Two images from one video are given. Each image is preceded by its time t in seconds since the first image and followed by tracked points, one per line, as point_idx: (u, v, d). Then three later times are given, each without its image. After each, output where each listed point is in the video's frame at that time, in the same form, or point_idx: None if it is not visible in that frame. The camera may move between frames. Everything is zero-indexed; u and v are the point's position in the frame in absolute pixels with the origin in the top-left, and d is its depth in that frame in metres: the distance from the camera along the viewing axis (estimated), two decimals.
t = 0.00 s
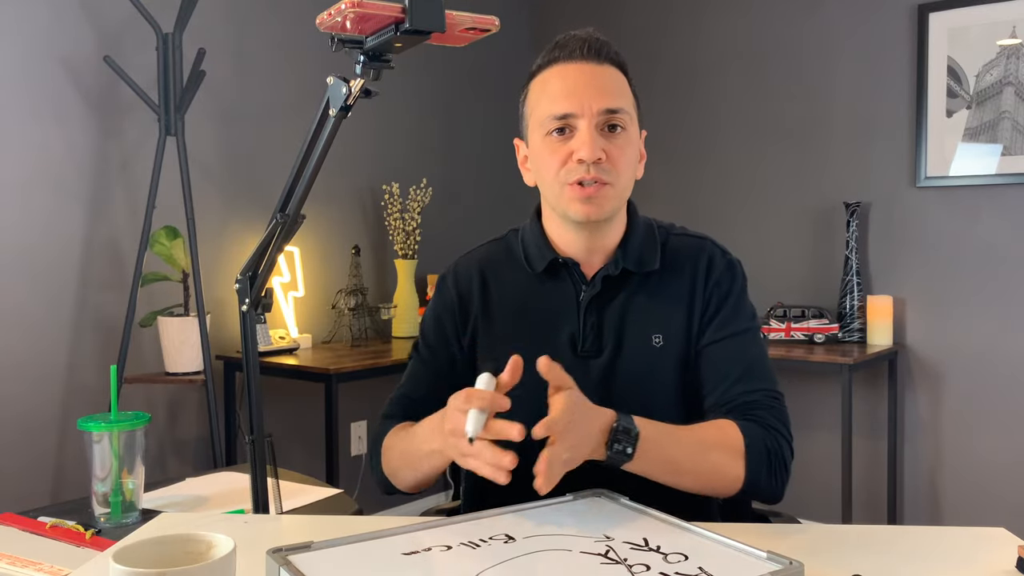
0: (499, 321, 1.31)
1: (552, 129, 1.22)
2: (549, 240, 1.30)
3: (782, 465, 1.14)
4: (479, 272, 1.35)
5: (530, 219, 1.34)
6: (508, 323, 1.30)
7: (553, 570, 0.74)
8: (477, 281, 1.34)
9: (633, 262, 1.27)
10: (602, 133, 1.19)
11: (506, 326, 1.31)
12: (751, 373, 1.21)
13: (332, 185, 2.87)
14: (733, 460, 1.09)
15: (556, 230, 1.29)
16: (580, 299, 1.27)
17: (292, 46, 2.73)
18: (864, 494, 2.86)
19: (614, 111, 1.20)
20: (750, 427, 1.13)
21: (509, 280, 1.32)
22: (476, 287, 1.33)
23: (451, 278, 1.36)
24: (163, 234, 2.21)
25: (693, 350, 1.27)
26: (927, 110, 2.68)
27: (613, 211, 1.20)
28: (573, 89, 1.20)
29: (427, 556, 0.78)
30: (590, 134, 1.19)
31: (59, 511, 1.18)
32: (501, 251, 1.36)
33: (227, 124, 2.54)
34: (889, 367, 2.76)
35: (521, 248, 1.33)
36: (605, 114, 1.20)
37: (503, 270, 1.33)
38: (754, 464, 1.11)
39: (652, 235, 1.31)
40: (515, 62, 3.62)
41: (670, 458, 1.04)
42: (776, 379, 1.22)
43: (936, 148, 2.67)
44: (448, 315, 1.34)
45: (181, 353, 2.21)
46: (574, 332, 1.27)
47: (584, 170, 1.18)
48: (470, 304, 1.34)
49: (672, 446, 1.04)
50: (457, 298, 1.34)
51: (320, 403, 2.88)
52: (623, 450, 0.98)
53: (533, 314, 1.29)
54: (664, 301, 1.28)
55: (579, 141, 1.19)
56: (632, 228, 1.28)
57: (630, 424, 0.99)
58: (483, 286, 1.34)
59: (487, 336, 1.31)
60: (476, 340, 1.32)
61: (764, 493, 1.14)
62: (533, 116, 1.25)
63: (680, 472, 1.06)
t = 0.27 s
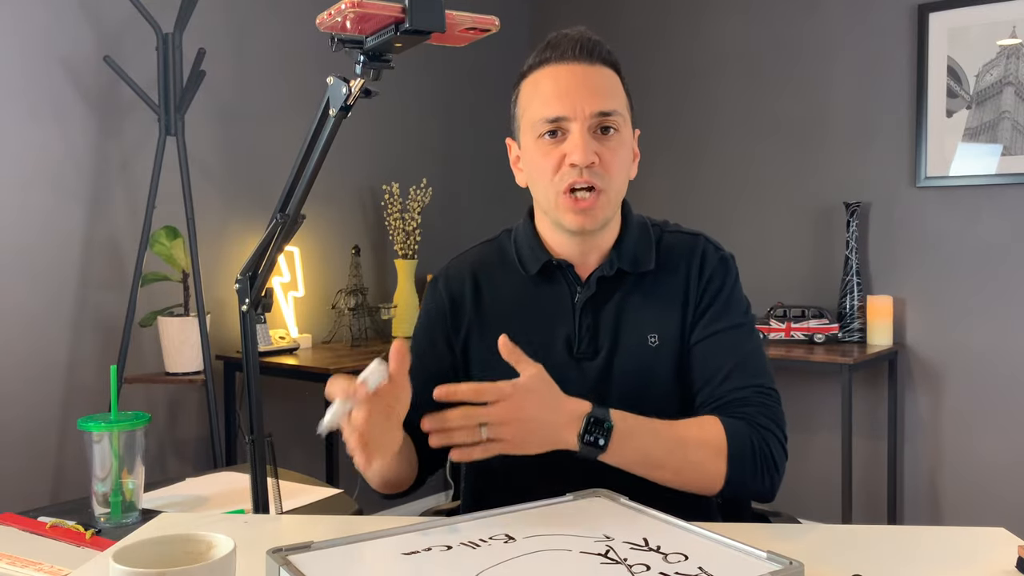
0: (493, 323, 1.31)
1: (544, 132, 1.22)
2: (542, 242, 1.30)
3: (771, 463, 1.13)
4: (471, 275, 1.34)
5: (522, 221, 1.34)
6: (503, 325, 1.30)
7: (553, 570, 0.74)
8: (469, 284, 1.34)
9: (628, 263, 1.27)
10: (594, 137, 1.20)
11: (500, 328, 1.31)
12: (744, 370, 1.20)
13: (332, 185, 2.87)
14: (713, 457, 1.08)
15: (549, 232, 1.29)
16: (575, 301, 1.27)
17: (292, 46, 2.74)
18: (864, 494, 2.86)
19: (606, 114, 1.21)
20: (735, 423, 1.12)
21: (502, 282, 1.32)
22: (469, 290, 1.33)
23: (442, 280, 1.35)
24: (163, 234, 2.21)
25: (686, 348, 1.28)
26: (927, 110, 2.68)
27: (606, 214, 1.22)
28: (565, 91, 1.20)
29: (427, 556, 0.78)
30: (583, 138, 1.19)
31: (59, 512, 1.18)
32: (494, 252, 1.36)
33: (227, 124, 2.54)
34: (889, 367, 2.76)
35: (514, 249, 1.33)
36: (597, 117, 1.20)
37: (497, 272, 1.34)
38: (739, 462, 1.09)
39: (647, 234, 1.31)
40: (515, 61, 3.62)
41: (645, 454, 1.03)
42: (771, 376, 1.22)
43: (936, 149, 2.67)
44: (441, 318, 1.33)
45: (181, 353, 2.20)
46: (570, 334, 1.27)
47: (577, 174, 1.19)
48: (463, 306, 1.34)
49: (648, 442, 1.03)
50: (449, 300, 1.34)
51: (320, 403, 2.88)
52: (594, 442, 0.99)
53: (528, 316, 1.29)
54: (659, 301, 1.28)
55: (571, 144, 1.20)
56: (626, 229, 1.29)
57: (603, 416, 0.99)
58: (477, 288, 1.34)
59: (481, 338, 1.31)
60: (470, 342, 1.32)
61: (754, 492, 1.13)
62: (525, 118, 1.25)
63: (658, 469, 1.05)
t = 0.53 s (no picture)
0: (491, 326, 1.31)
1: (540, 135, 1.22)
2: (540, 244, 1.30)
3: (775, 463, 1.12)
4: (468, 278, 1.35)
5: (519, 222, 1.34)
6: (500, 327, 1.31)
7: (553, 570, 0.74)
8: (466, 286, 1.34)
9: (626, 264, 1.27)
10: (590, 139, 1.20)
11: (497, 330, 1.31)
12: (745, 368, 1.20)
13: (332, 185, 2.87)
14: (715, 462, 1.07)
15: (547, 234, 1.29)
16: (573, 304, 1.27)
17: (292, 46, 2.74)
18: (864, 494, 2.86)
19: (602, 115, 1.20)
20: (737, 423, 1.11)
21: (499, 284, 1.32)
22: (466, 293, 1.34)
23: (439, 283, 1.36)
24: (163, 234, 2.21)
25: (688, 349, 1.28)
26: (927, 110, 2.68)
27: (604, 217, 1.21)
28: (561, 94, 1.20)
29: (427, 556, 0.78)
30: (579, 141, 1.19)
31: (59, 512, 1.18)
32: (491, 254, 1.36)
33: (228, 124, 2.54)
34: (889, 367, 2.76)
35: (510, 250, 1.33)
36: (593, 119, 1.20)
37: (494, 275, 1.34)
38: (741, 463, 1.08)
39: (645, 234, 1.30)
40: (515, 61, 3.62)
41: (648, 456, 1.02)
42: (774, 375, 1.21)
43: (936, 149, 2.66)
44: (438, 321, 1.34)
45: (181, 353, 2.20)
46: (568, 336, 1.27)
47: (573, 177, 1.19)
48: (460, 308, 1.34)
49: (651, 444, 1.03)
50: (445, 303, 1.34)
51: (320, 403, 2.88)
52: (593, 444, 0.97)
53: (525, 318, 1.29)
54: (657, 301, 1.28)
55: (567, 147, 1.19)
56: (624, 230, 1.29)
57: (603, 418, 0.98)
58: (474, 291, 1.34)
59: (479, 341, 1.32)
60: (467, 344, 1.33)
61: (757, 493, 1.12)
62: (521, 120, 1.25)
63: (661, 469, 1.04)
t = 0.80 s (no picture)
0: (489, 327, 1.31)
1: (538, 135, 1.21)
2: (538, 245, 1.31)
3: (773, 468, 1.12)
4: (466, 278, 1.35)
5: (518, 223, 1.34)
6: (498, 328, 1.31)
7: (553, 570, 0.74)
8: (464, 287, 1.34)
9: (624, 265, 1.27)
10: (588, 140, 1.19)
11: (495, 331, 1.31)
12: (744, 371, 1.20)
13: (332, 185, 2.87)
14: (712, 463, 1.07)
15: (545, 234, 1.29)
16: (572, 305, 1.27)
17: (292, 46, 2.74)
18: (864, 493, 2.86)
19: (600, 116, 1.20)
20: (735, 426, 1.11)
21: (498, 285, 1.33)
22: (465, 293, 1.34)
23: (438, 284, 1.37)
24: (163, 233, 2.21)
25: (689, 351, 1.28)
26: (927, 110, 2.68)
27: (601, 218, 1.22)
28: (559, 94, 1.20)
29: (427, 556, 0.78)
30: (576, 142, 1.19)
31: (59, 511, 1.18)
32: (490, 255, 1.37)
33: (228, 124, 2.54)
34: (889, 367, 2.76)
35: (509, 252, 1.33)
36: (591, 120, 1.20)
37: (493, 276, 1.34)
38: (739, 465, 1.09)
39: (644, 235, 1.31)
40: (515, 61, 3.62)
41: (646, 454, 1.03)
42: (774, 379, 1.21)
43: (936, 149, 2.66)
44: (437, 322, 1.34)
45: (181, 353, 2.20)
46: (565, 338, 1.27)
47: (570, 178, 1.19)
48: (459, 309, 1.34)
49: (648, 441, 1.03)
50: (444, 304, 1.35)
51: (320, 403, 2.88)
52: (591, 441, 0.97)
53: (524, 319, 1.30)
54: (655, 303, 1.28)
55: (564, 148, 1.19)
56: (622, 231, 1.29)
57: (602, 414, 0.98)
58: (473, 292, 1.34)
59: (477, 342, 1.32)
60: (465, 345, 1.33)
61: (755, 496, 1.12)
62: (519, 120, 1.25)
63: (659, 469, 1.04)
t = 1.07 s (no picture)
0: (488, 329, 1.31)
1: (534, 147, 1.19)
2: (538, 248, 1.30)
3: (784, 469, 1.13)
4: (466, 280, 1.35)
5: (517, 224, 1.34)
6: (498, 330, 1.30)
7: (553, 570, 0.74)
8: (464, 289, 1.34)
9: (625, 268, 1.27)
10: (584, 154, 1.17)
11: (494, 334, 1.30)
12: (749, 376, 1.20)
13: (332, 185, 2.87)
14: (724, 467, 1.08)
15: (544, 238, 1.28)
16: (572, 308, 1.27)
17: (292, 46, 2.74)
18: (864, 494, 2.86)
19: (598, 129, 1.17)
20: (746, 431, 1.12)
21: (498, 287, 1.32)
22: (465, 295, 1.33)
23: (437, 286, 1.36)
24: (163, 233, 2.21)
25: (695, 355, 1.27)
26: (927, 110, 2.68)
27: (597, 229, 1.21)
28: (556, 107, 1.17)
29: (427, 556, 0.78)
30: (572, 156, 1.17)
31: (59, 512, 1.18)
32: (489, 256, 1.36)
33: (228, 124, 2.54)
34: (889, 367, 2.76)
35: (509, 253, 1.33)
36: (588, 133, 1.17)
37: (493, 278, 1.33)
38: (751, 471, 1.09)
39: (644, 238, 1.30)
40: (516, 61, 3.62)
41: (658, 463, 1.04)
42: (779, 380, 1.22)
43: (936, 149, 2.66)
44: (437, 323, 1.34)
45: (181, 353, 2.20)
46: (565, 339, 1.27)
47: (566, 192, 1.18)
48: (458, 311, 1.34)
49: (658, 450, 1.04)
50: (443, 306, 1.34)
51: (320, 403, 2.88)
52: (607, 450, 0.99)
53: (523, 321, 1.29)
54: (656, 306, 1.28)
55: (560, 162, 1.17)
56: (622, 234, 1.29)
57: (617, 424, 1.00)
58: (473, 294, 1.34)
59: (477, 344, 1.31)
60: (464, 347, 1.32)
61: (767, 498, 1.13)
62: (516, 129, 1.22)
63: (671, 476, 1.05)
